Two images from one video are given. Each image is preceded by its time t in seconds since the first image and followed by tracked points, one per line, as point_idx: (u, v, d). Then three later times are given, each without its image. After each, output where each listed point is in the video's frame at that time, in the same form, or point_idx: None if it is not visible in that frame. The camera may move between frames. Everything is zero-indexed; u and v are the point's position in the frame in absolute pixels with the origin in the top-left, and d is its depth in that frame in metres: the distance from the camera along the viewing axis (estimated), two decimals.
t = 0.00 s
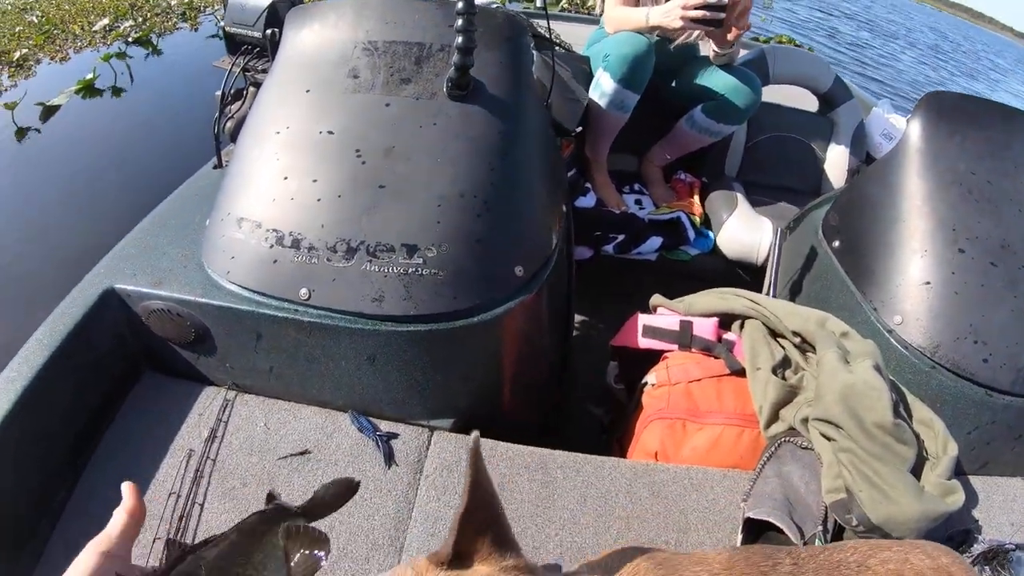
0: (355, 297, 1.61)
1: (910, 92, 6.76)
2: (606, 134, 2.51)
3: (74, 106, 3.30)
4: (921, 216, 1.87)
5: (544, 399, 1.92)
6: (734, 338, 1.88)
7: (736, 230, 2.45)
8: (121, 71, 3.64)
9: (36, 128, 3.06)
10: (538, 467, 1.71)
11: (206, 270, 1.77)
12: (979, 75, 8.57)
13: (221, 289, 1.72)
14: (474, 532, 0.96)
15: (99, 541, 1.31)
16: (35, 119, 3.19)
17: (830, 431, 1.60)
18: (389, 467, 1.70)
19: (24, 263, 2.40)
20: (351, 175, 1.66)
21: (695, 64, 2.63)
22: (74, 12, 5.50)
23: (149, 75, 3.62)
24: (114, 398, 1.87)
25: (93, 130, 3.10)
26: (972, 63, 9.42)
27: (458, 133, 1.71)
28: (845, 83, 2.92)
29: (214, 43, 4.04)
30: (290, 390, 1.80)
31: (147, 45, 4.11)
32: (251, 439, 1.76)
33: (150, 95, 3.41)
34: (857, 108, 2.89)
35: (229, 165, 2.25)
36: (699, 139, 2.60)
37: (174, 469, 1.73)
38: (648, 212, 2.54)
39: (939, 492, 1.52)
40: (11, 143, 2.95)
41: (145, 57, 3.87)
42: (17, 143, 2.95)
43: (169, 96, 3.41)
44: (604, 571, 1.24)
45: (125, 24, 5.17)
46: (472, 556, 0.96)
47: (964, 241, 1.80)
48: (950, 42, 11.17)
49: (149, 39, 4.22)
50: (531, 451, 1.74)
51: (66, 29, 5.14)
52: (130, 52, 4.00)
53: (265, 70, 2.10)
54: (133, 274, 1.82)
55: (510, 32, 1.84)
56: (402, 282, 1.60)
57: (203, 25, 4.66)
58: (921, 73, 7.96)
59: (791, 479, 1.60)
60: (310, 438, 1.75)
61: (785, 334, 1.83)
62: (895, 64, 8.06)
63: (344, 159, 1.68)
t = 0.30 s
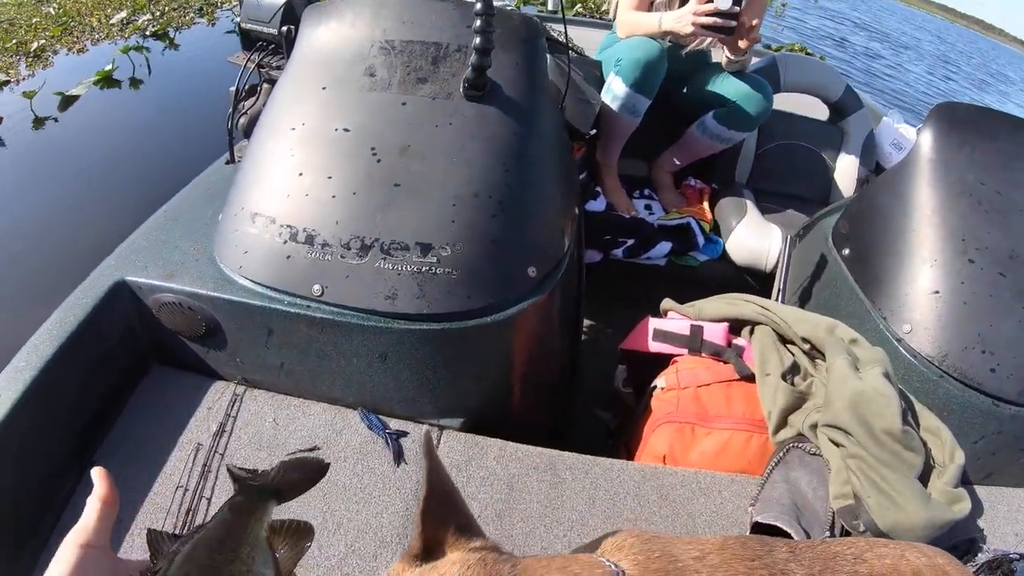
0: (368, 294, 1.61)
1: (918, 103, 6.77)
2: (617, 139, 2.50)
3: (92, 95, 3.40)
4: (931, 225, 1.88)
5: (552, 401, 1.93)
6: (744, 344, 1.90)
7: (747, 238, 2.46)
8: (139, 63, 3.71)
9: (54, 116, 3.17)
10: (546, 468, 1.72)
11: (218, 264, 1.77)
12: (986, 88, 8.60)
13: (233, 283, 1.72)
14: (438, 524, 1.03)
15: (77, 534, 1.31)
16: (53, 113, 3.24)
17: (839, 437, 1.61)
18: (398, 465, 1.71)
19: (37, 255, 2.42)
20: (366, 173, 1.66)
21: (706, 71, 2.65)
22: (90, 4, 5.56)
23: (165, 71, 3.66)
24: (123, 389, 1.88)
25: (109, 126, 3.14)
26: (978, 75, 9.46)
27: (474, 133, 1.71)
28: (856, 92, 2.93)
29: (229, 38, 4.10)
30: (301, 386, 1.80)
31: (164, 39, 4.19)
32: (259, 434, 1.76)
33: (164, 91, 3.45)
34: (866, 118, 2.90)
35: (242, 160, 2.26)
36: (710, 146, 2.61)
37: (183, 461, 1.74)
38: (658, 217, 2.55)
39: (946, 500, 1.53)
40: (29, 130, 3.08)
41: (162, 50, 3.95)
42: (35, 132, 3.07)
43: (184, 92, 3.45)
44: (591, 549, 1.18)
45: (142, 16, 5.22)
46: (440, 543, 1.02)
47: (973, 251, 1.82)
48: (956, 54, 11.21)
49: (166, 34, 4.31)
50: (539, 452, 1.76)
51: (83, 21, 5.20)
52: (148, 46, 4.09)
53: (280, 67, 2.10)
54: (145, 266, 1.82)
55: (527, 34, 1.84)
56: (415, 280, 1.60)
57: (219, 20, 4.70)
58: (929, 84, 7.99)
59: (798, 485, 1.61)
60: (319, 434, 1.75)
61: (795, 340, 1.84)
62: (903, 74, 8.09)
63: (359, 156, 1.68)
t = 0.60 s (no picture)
0: (382, 294, 1.62)
1: (931, 114, 6.76)
2: (629, 145, 2.53)
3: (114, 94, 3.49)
4: (942, 235, 1.89)
5: (563, 404, 1.94)
6: (754, 350, 1.92)
7: (758, 246, 2.47)
8: (161, 61, 3.81)
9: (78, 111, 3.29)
10: (555, 470, 1.74)
11: (234, 262, 1.78)
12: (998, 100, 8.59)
13: (248, 281, 1.73)
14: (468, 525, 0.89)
15: (83, 536, 1.22)
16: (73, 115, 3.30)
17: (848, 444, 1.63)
18: (409, 464, 1.73)
19: (53, 250, 2.46)
20: (382, 175, 1.68)
21: (719, 80, 2.66)
22: (112, 3, 5.67)
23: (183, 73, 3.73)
24: (134, 384, 1.90)
25: (127, 127, 3.19)
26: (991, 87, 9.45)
27: (490, 137, 1.73)
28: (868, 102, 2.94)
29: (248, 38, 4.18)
30: (313, 384, 1.82)
31: (186, 38, 4.31)
32: (270, 431, 1.78)
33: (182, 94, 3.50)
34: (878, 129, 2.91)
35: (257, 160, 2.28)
36: (722, 154, 2.63)
37: (193, 456, 1.76)
38: (669, 224, 2.57)
39: (952, 509, 1.54)
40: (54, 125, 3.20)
41: (184, 49, 4.05)
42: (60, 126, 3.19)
43: (202, 95, 3.50)
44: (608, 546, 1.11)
45: (163, 15, 5.30)
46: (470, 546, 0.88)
47: (984, 261, 1.82)
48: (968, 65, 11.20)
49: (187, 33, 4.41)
50: (549, 454, 1.77)
51: (107, 20, 5.30)
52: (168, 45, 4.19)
53: (297, 68, 2.12)
54: (160, 262, 1.84)
55: (542, 40, 1.86)
56: (429, 281, 1.62)
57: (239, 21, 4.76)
58: (942, 95, 7.98)
59: (806, 491, 1.62)
60: (330, 432, 1.77)
61: (805, 347, 1.86)
62: (915, 85, 8.08)
63: (375, 158, 1.70)
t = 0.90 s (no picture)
0: (391, 292, 1.63)
1: (944, 121, 6.72)
2: (640, 147, 2.53)
3: (134, 93, 3.53)
4: (952, 241, 1.89)
5: (569, 404, 1.93)
6: (762, 354, 1.91)
7: (768, 250, 2.47)
8: (181, 57, 3.93)
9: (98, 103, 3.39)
10: (561, 470, 1.74)
11: (244, 258, 1.79)
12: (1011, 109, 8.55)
13: (258, 277, 1.74)
14: (440, 494, 1.01)
15: (102, 532, 1.27)
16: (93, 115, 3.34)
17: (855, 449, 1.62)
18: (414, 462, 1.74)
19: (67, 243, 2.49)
20: (394, 173, 1.69)
21: (731, 84, 2.67)
22: None
23: (200, 73, 3.75)
24: (143, 378, 1.92)
25: (144, 127, 3.23)
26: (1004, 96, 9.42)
27: (501, 137, 1.73)
28: (880, 108, 2.93)
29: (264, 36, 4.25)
30: (321, 381, 1.83)
31: (204, 34, 4.41)
32: (277, 427, 1.79)
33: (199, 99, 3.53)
34: (890, 135, 2.90)
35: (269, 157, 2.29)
36: (733, 158, 2.64)
37: (200, 450, 1.77)
38: (679, 228, 2.57)
39: (958, 516, 1.53)
40: (76, 117, 3.28)
41: (203, 45, 4.17)
42: (82, 118, 3.29)
43: (219, 96, 3.54)
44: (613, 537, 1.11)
45: (183, 12, 5.38)
46: (440, 513, 0.99)
47: (994, 268, 1.82)
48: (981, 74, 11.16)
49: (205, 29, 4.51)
50: (555, 455, 1.77)
51: (127, 15, 5.39)
52: (188, 41, 4.30)
53: (311, 66, 2.13)
54: (170, 257, 1.85)
55: (555, 41, 1.87)
56: (439, 279, 1.62)
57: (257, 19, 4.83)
58: (954, 102, 7.95)
59: (812, 496, 1.62)
60: (337, 429, 1.78)
61: (813, 353, 1.86)
62: (928, 91, 8.05)
63: (387, 156, 1.70)
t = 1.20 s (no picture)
0: (399, 285, 1.63)
1: (955, 126, 6.69)
2: (649, 146, 2.54)
3: (152, 84, 3.59)
4: (961, 245, 1.88)
5: (574, 401, 1.93)
6: (768, 355, 1.91)
7: (777, 250, 2.47)
8: (198, 48, 3.98)
9: (117, 94, 3.48)
10: (565, 467, 1.73)
11: (253, 249, 1.79)
12: None
13: (266, 269, 1.74)
14: (402, 491, 1.00)
15: (113, 522, 1.30)
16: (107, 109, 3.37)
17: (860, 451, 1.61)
18: (419, 456, 1.70)
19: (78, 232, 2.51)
20: (403, 166, 1.69)
21: (741, 85, 2.66)
22: None
23: (216, 65, 3.80)
24: (150, 368, 1.92)
25: (157, 119, 3.26)
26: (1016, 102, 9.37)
27: (511, 132, 1.73)
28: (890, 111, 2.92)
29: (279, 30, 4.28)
30: (326, 373, 1.83)
31: (222, 27, 4.47)
32: (282, 418, 1.80)
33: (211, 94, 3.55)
34: (900, 138, 2.90)
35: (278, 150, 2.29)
36: (742, 158, 2.63)
37: (205, 441, 1.78)
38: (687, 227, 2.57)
39: (963, 521, 1.52)
40: (96, 107, 3.37)
41: (220, 38, 4.23)
42: (102, 107, 3.38)
43: (231, 90, 3.55)
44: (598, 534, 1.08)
45: (200, 4, 5.43)
46: (401, 508, 0.99)
47: (1003, 272, 1.80)
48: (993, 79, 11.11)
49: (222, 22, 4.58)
50: (559, 451, 1.77)
51: (145, 8, 5.44)
52: (206, 34, 4.37)
53: (321, 60, 2.13)
54: (178, 248, 1.86)
55: (566, 37, 1.87)
56: (446, 273, 1.62)
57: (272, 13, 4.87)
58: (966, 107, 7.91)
59: (816, 498, 1.61)
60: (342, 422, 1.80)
61: (819, 353, 1.86)
62: (940, 96, 8.01)
63: (396, 150, 1.71)
